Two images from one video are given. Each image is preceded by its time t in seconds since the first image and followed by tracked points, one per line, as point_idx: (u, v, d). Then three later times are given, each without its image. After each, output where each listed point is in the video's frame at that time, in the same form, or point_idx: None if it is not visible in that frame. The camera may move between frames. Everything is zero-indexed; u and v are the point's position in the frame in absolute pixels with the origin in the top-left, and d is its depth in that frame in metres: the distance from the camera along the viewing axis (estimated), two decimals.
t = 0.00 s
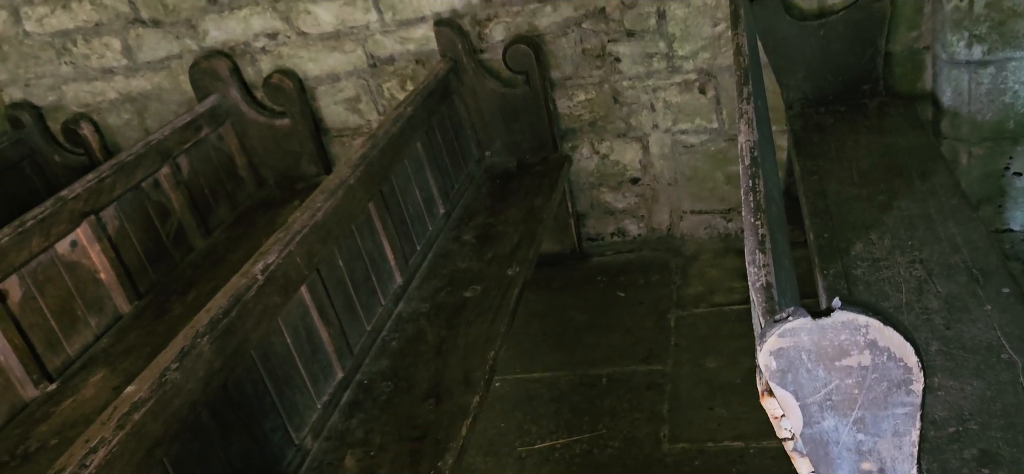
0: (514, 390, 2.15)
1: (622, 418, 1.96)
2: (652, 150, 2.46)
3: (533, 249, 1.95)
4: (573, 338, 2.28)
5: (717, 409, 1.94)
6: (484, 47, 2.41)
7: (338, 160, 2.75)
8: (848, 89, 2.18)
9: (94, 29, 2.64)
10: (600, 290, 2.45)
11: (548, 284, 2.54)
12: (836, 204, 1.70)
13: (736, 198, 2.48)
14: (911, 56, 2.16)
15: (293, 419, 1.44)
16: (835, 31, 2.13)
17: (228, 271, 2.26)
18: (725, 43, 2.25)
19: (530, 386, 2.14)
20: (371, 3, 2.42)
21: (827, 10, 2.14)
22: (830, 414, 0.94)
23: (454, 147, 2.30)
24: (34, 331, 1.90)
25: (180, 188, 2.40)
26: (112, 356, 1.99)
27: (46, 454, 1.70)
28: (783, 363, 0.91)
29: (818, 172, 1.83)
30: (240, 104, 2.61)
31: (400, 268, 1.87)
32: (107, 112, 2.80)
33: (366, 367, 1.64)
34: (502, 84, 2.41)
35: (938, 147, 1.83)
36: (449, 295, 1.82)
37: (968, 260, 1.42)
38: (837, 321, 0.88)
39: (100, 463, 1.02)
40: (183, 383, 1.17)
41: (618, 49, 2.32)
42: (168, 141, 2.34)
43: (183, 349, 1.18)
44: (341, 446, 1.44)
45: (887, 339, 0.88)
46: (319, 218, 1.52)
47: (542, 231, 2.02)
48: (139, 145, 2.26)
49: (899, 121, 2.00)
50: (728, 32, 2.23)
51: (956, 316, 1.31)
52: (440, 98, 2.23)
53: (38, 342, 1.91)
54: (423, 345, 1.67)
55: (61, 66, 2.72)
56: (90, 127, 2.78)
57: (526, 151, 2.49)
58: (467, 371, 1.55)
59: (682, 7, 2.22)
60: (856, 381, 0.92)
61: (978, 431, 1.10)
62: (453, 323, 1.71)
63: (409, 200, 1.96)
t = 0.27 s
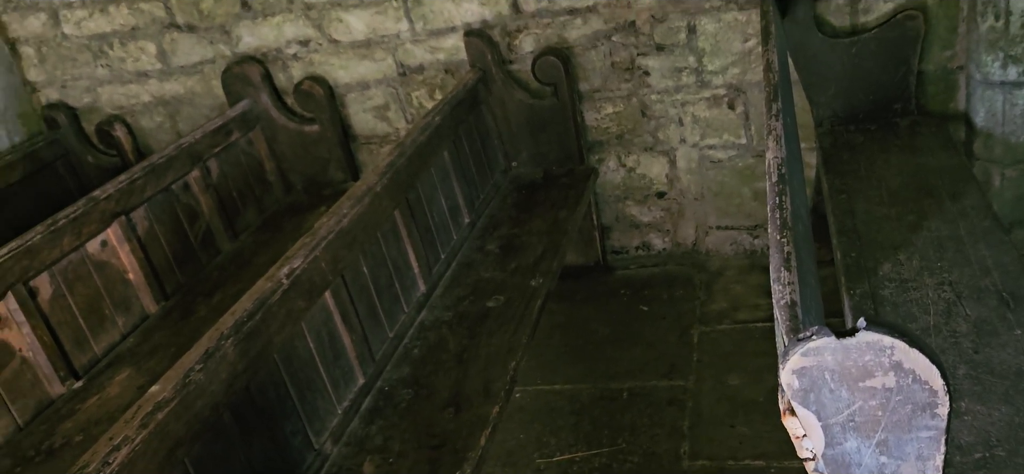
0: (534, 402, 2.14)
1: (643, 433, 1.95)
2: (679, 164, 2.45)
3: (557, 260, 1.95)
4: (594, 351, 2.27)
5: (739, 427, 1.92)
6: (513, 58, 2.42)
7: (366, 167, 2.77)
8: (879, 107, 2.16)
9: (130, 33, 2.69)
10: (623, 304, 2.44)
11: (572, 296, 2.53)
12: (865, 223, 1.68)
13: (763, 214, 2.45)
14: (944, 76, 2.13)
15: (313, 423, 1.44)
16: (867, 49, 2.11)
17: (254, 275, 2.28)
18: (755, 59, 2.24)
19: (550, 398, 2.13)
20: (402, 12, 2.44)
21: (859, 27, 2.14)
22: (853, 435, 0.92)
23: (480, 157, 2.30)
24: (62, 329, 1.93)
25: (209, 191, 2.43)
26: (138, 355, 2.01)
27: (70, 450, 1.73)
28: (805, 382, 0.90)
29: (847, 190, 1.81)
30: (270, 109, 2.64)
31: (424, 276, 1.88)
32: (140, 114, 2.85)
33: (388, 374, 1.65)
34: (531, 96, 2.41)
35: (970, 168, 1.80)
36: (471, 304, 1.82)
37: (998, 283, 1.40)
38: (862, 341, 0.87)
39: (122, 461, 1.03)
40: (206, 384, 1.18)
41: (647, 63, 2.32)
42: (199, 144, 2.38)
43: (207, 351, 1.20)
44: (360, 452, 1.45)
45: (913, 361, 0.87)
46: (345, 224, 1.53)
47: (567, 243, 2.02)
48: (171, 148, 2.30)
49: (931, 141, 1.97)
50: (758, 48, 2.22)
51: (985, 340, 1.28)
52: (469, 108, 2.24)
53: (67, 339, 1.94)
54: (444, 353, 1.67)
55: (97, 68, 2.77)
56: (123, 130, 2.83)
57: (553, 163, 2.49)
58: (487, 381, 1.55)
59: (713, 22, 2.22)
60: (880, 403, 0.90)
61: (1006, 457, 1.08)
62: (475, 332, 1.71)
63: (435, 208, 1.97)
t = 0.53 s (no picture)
0: (574, 414, 2.14)
1: (685, 451, 1.93)
2: (727, 181, 2.43)
3: (602, 273, 1.96)
4: (636, 365, 2.25)
5: (783, 450, 1.89)
6: (563, 70, 2.43)
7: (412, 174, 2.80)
8: (934, 129, 2.12)
9: (189, 35, 2.76)
10: (666, 319, 2.43)
11: (616, 309, 2.53)
12: (917, 246, 1.65)
13: (810, 234, 2.42)
14: (1002, 100, 2.10)
15: (358, 425, 1.46)
16: (923, 70, 2.08)
17: (301, 277, 2.31)
18: (807, 77, 2.22)
19: (591, 411, 2.13)
20: (454, 21, 2.46)
21: (915, 48, 2.12)
22: (905, 465, 0.83)
23: (528, 167, 2.31)
24: (114, 321, 1.97)
25: (260, 192, 2.48)
26: (186, 351, 2.06)
27: (119, 442, 1.78)
28: (857, 406, 0.83)
29: (899, 212, 1.78)
30: (321, 114, 2.68)
31: (468, 283, 1.89)
32: (196, 115, 2.92)
33: (432, 380, 1.66)
34: (579, 108, 2.42)
35: None
36: (515, 314, 1.83)
37: None
38: (918, 365, 0.81)
39: (174, 455, 1.05)
40: (256, 382, 1.19)
41: (697, 78, 2.31)
42: (252, 145, 2.43)
43: (257, 349, 1.21)
44: (402, 456, 1.46)
45: (973, 389, 0.80)
46: (394, 229, 1.54)
47: (612, 255, 2.02)
48: (224, 149, 2.35)
49: (987, 164, 1.94)
50: (811, 66, 2.20)
51: None
52: (519, 119, 2.27)
53: (118, 332, 1.99)
54: (487, 361, 1.68)
55: (156, 68, 2.85)
56: (179, 129, 2.89)
57: (600, 176, 2.49)
58: (530, 391, 1.56)
59: (765, 39, 2.20)
60: (936, 432, 0.82)
61: None
62: (519, 342, 1.73)
63: (481, 216, 1.98)
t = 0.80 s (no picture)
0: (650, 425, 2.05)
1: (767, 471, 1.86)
2: (822, 199, 2.38)
3: (688, 286, 1.97)
4: (718, 379, 2.17)
5: None
6: (658, 80, 2.43)
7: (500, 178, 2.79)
8: None
9: (293, 32, 2.87)
10: (751, 333, 2.35)
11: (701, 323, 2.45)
12: None
13: (905, 258, 2.34)
14: None
15: (442, 421, 1.48)
16: None
17: (389, 274, 2.36)
18: (913, 97, 2.16)
19: (668, 422, 2.04)
20: (552, 28, 2.51)
21: None
22: None
23: (618, 174, 2.29)
24: (213, 304, 2.07)
25: (354, 187, 2.50)
26: (278, 338, 2.14)
27: (214, 421, 1.86)
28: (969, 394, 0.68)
29: None
30: (415, 115, 2.71)
31: (555, 287, 1.87)
32: (293, 109, 3.01)
33: (515, 381, 1.67)
34: (672, 118, 2.42)
35: None
36: (601, 321, 1.83)
37: None
38: None
39: (281, 436, 1.11)
40: (357, 372, 1.24)
41: (798, 94, 2.29)
42: (347, 142, 2.47)
43: (360, 340, 1.26)
44: (487, 454, 1.51)
45: None
46: (490, 231, 1.57)
47: (700, 269, 2.03)
48: (322, 144, 2.41)
49: None
50: (917, 86, 2.14)
51: None
52: (613, 126, 2.28)
53: (216, 315, 2.08)
54: (572, 367, 1.69)
55: (259, 63, 2.96)
56: (276, 122, 3.03)
57: (690, 187, 2.45)
58: (615, 398, 1.59)
59: (870, 57, 2.16)
60: None
61: None
62: (603, 348, 1.73)
63: (569, 221, 1.97)
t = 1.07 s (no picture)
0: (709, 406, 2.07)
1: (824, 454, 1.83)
2: (889, 183, 2.30)
3: (752, 267, 1.91)
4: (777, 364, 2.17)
5: (932, 465, 1.79)
6: (724, 57, 2.36)
7: (558, 154, 2.80)
8: None
9: (354, 7, 2.87)
10: (812, 319, 2.33)
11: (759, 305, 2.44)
12: None
13: (977, 244, 2.26)
14: None
15: (502, 394, 1.51)
16: None
17: (446, 247, 2.37)
18: (992, 79, 2.07)
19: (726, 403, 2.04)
20: (615, 4, 2.46)
21: None
22: None
23: (679, 153, 2.26)
24: (275, 273, 2.10)
25: (413, 161, 2.54)
26: (337, 308, 2.15)
27: (274, 387, 1.87)
28: None
29: None
30: (474, 90, 2.72)
31: (615, 266, 1.87)
32: (353, 84, 3.03)
33: (574, 357, 1.68)
34: (737, 96, 2.36)
35: None
36: (660, 301, 1.81)
37: None
38: None
39: (345, 402, 1.11)
40: (417, 343, 1.24)
41: (870, 73, 2.19)
42: (408, 117, 2.50)
43: (422, 311, 1.26)
44: (544, 429, 1.50)
45: None
46: (552, 206, 1.56)
47: (763, 250, 1.97)
48: (383, 118, 2.43)
49: None
50: (998, 66, 2.05)
51: None
52: (676, 104, 2.23)
53: (278, 284, 2.11)
54: (631, 345, 1.67)
55: (320, 37, 2.97)
56: (336, 95, 2.97)
57: (752, 167, 2.41)
58: (675, 377, 1.55)
59: (947, 36, 2.07)
60: None
61: None
62: (663, 328, 1.71)
63: (631, 200, 1.96)
